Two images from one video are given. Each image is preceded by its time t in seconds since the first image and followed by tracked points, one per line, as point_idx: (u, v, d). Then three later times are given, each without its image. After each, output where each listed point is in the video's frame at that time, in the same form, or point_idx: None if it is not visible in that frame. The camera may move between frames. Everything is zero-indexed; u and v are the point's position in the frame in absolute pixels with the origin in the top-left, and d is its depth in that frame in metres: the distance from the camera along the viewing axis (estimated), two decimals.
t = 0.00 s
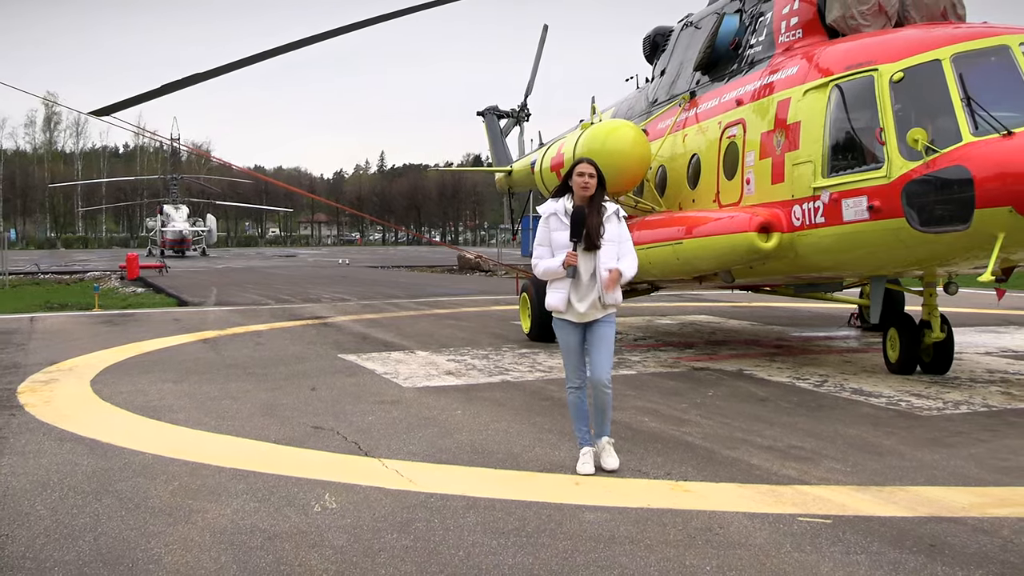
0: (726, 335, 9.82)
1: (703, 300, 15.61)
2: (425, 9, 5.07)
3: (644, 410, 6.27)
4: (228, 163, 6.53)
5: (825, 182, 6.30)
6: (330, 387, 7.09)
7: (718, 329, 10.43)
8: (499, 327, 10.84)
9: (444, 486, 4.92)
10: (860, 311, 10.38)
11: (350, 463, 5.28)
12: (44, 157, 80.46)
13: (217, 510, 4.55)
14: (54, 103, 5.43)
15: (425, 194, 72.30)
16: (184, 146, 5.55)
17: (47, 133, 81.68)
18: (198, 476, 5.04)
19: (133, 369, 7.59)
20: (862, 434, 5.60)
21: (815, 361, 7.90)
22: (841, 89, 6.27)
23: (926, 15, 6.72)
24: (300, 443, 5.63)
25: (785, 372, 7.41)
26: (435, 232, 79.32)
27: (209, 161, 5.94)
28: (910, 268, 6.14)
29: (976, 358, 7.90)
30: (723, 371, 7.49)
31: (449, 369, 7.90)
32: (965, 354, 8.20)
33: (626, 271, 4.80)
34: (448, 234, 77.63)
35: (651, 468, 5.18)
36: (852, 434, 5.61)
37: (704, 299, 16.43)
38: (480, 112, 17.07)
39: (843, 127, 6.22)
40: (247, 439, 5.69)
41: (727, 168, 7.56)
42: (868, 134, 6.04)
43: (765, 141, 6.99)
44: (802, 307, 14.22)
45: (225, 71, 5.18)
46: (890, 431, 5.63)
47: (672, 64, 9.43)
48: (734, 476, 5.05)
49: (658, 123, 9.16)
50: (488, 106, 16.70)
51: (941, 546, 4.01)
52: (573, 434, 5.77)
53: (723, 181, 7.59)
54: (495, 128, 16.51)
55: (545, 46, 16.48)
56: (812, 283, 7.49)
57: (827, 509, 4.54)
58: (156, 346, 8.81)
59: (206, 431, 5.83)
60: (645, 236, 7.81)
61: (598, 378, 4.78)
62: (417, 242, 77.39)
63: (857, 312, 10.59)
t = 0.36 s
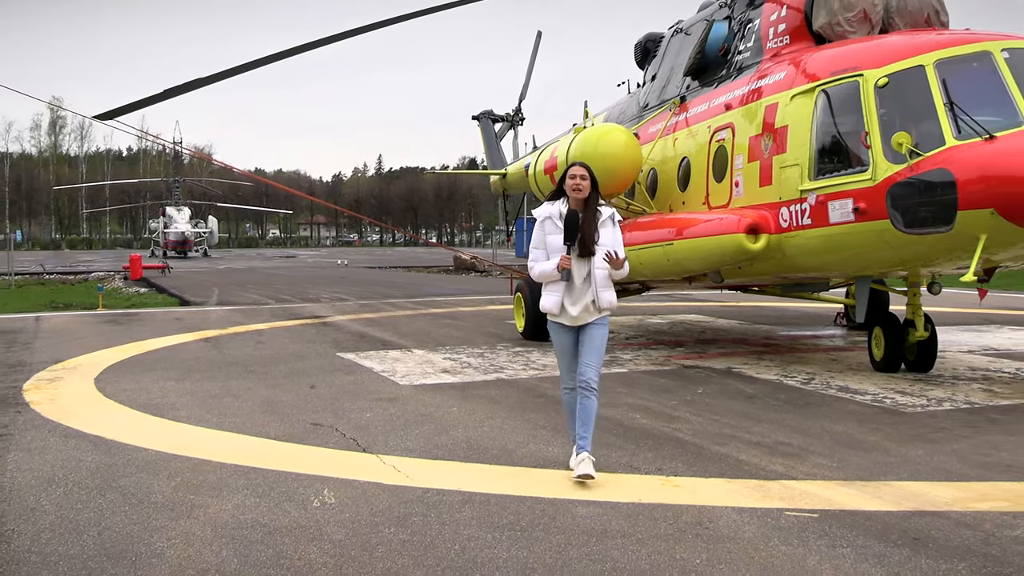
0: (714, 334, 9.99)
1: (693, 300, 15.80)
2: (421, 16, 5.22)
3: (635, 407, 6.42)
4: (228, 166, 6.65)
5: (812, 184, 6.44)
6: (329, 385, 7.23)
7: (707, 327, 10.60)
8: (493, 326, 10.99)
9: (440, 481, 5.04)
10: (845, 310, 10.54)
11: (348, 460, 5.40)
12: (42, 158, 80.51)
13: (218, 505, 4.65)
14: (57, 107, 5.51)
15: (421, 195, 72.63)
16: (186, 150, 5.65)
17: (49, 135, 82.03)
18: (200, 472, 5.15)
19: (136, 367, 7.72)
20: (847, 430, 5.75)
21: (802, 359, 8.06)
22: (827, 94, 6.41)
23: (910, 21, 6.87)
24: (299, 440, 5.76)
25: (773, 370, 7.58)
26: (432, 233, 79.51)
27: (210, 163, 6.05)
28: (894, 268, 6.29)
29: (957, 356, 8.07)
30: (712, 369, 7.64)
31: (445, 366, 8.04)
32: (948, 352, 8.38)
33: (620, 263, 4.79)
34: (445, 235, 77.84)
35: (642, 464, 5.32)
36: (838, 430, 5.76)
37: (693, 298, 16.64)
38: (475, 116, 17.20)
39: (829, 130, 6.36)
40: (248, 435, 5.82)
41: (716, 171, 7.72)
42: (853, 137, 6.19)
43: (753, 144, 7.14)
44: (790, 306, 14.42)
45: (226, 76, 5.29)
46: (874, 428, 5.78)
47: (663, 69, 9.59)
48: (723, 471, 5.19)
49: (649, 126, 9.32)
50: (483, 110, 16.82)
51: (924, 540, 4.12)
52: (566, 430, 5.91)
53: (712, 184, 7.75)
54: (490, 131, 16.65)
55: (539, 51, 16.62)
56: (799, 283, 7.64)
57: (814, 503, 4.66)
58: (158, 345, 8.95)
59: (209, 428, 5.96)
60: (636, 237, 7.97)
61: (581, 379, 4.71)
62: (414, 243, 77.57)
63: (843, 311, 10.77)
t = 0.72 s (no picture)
0: (706, 333, 10.14)
1: (684, 300, 15.96)
2: (419, 21, 5.35)
3: (628, 404, 6.55)
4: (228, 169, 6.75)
5: (800, 187, 6.57)
6: (328, 383, 7.35)
7: (698, 326, 10.75)
8: (488, 326, 11.12)
9: (437, 477, 5.15)
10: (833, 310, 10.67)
11: (346, 457, 5.50)
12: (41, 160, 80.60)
13: (219, 501, 4.73)
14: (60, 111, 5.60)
15: (418, 197, 72.90)
16: (187, 153, 5.75)
17: (54, 139, 82.56)
18: (201, 469, 5.24)
19: (138, 366, 7.83)
20: (836, 427, 5.88)
21: (792, 357, 8.21)
22: (816, 98, 6.54)
23: (896, 27, 6.98)
24: (298, 438, 5.86)
25: (763, 368, 7.72)
26: (429, 234, 79.68)
27: (211, 166, 6.14)
28: (881, 268, 6.41)
29: (943, 355, 8.21)
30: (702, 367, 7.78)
31: (442, 365, 8.16)
32: (934, 350, 8.53)
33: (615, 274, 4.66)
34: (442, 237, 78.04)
35: (635, 460, 5.42)
36: (826, 427, 5.89)
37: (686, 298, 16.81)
38: (471, 120, 17.32)
39: (817, 134, 6.49)
40: (249, 432, 5.93)
41: (707, 173, 7.86)
42: (841, 141, 6.31)
43: (743, 147, 7.27)
44: (780, 306, 14.58)
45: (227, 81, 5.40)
46: (862, 425, 5.90)
47: (654, 74, 9.73)
48: (714, 467, 5.30)
49: (641, 130, 9.48)
50: (479, 114, 16.94)
51: (911, 534, 4.20)
52: (560, 428, 6.03)
53: (703, 186, 7.89)
54: (486, 135, 16.78)
55: (534, 55, 16.76)
56: (788, 283, 7.76)
57: (803, 498, 4.76)
58: (161, 344, 9.06)
59: (210, 425, 6.07)
60: (628, 238, 8.11)
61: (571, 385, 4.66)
62: (411, 245, 77.71)
63: (831, 311, 10.93)
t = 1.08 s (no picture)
0: (698, 332, 10.26)
1: (677, 300, 16.09)
2: (416, 26, 5.45)
3: (622, 403, 6.66)
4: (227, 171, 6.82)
5: (791, 189, 6.68)
6: (326, 382, 7.44)
7: (691, 326, 10.87)
8: (485, 325, 11.23)
9: (434, 474, 5.24)
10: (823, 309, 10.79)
11: (345, 455, 5.59)
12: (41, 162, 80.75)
13: (219, 498, 4.81)
14: (61, 115, 5.66)
15: (415, 199, 73.06)
16: (188, 156, 5.82)
17: (55, 142, 82.83)
18: (201, 467, 5.32)
19: (139, 365, 7.93)
20: (825, 425, 5.99)
21: (782, 356, 8.33)
22: (805, 101, 6.65)
23: (884, 31, 7.04)
24: (296, 436, 5.94)
25: (754, 367, 7.86)
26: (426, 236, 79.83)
27: (211, 168, 6.21)
28: (870, 269, 6.52)
29: (931, 354, 8.31)
30: (694, 366, 7.90)
31: (438, 364, 8.26)
32: (922, 349, 8.65)
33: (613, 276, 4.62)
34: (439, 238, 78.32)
35: (628, 458, 5.51)
36: (816, 425, 5.99)
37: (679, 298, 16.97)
38: (467, 123, 17.43)
39: (807, 137, 6.60)
40: (248, 431, 6.03)
41: (699, 176, 7.97)
42: (830, 143, 6.42)
43: (734, 150, 7.39)
44: (771, 306, 14.70)
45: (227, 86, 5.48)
46: (851, 423, 6.00)
47: (647, 77, 9.84)
48: (705, 464, 5.40)
49: (634, 133, 9.61)
50: (475, 117, 17.04)
51: (899, 530, 4.25)
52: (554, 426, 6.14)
53: (695, 188, 8.01)
54: (482, 138, 16.88)
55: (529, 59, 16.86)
56: (778, 283, 7.85)
57: (793, 494, 4.84)
58: (162, 344, 9.16)
59: (210, 424, 6.17)
60: (621, 240, 8.24)
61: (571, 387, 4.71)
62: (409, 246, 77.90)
63: (822, 310, 11.05)
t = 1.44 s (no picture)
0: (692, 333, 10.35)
1: (670, 300, 16.21)
2: (411, 31, 5.53)
3: (616, 402, 6.74)
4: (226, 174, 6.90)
5: (783, 190, 6.75)
6: (324, 381, 7.51)
7: (685, 326, 10.96)
8: (481, 326, 11.31)
9: (431, 473, 5.30)
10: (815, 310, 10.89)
11: (343, 453, 5.66)
12: (39, 162, 80.79)
13: (219, 496, 4.88)
14: (62, 117, 5.72)
15: (413, 200, 73.18)
16: (188, 158, 5.89)
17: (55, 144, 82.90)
18: (201, 465, 5.39)
19: (140, 365, 7.99)
20: (817, 424, 6.07)
21: (775, 356, 8.41)
22: (797, 104, 6.73)
23: (875, 36, 7.22)
24: (296, 435, 6.01)
25: (746, 366, 7.97)
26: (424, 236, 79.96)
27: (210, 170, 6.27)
28: (861, 270, 6.59)
29: (921, 353, 8.41)
30: (688, 365, 7.98)
31: (435, 364, 8.34)
32: (912, 349, 8.74)
33: (609, 279, 4.66)
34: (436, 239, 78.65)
35: (622, 456, 5.59)
36: (808, 424, 6.08)
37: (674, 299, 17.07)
38: (464, 125, 17.51)
39: (799, 139, 6.68)
40: (247, 430, 6.10)
41: (693, 178, 8.05)
42: (822, 146, 6.50)
43: (727, 152, 7.47)
44: (763, 306, 14.81)
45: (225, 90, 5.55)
46: (842, 422, 6.09)
47: (641, 80, 9.93)
48: (699, 462, 5.47)
49: (629, 135, 9.69)
50: (471, 120, 17.12)
51: (890, 527, 4.30)
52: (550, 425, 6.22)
53: (689, 190, 8.09)
54: (478, 140, 16.96)
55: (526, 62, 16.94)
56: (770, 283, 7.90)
57: (785, 492, 4.91)
58: (161, 344, 9.23)
59: (210, 423, 6.23)
60: (615, 241, 8.33)
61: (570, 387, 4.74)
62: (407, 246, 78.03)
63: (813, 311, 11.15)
